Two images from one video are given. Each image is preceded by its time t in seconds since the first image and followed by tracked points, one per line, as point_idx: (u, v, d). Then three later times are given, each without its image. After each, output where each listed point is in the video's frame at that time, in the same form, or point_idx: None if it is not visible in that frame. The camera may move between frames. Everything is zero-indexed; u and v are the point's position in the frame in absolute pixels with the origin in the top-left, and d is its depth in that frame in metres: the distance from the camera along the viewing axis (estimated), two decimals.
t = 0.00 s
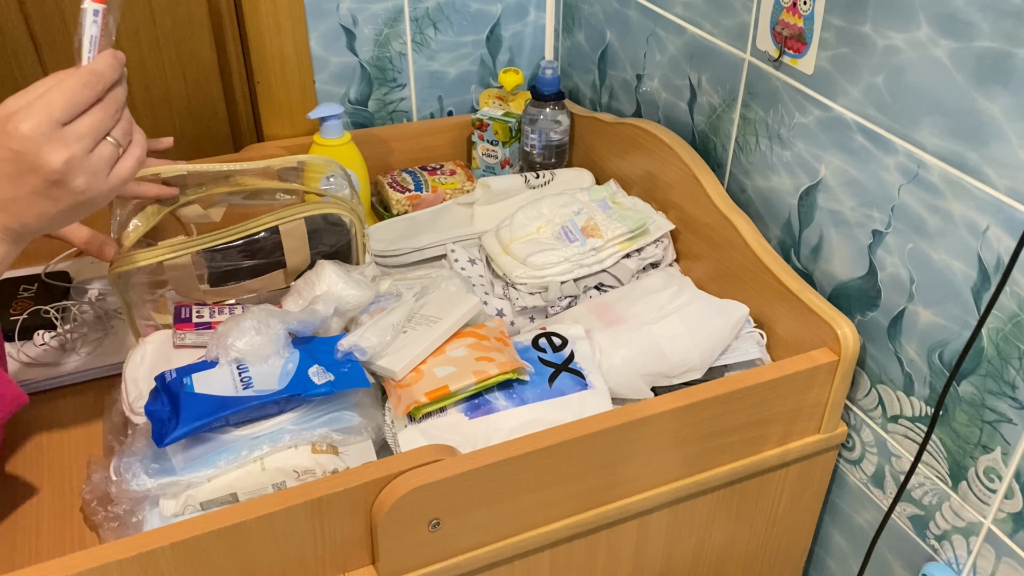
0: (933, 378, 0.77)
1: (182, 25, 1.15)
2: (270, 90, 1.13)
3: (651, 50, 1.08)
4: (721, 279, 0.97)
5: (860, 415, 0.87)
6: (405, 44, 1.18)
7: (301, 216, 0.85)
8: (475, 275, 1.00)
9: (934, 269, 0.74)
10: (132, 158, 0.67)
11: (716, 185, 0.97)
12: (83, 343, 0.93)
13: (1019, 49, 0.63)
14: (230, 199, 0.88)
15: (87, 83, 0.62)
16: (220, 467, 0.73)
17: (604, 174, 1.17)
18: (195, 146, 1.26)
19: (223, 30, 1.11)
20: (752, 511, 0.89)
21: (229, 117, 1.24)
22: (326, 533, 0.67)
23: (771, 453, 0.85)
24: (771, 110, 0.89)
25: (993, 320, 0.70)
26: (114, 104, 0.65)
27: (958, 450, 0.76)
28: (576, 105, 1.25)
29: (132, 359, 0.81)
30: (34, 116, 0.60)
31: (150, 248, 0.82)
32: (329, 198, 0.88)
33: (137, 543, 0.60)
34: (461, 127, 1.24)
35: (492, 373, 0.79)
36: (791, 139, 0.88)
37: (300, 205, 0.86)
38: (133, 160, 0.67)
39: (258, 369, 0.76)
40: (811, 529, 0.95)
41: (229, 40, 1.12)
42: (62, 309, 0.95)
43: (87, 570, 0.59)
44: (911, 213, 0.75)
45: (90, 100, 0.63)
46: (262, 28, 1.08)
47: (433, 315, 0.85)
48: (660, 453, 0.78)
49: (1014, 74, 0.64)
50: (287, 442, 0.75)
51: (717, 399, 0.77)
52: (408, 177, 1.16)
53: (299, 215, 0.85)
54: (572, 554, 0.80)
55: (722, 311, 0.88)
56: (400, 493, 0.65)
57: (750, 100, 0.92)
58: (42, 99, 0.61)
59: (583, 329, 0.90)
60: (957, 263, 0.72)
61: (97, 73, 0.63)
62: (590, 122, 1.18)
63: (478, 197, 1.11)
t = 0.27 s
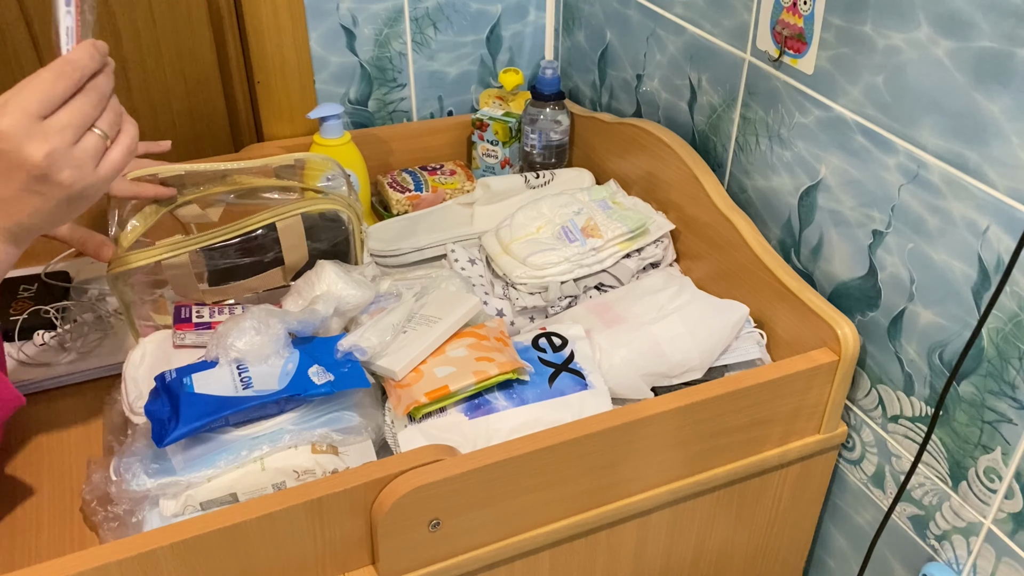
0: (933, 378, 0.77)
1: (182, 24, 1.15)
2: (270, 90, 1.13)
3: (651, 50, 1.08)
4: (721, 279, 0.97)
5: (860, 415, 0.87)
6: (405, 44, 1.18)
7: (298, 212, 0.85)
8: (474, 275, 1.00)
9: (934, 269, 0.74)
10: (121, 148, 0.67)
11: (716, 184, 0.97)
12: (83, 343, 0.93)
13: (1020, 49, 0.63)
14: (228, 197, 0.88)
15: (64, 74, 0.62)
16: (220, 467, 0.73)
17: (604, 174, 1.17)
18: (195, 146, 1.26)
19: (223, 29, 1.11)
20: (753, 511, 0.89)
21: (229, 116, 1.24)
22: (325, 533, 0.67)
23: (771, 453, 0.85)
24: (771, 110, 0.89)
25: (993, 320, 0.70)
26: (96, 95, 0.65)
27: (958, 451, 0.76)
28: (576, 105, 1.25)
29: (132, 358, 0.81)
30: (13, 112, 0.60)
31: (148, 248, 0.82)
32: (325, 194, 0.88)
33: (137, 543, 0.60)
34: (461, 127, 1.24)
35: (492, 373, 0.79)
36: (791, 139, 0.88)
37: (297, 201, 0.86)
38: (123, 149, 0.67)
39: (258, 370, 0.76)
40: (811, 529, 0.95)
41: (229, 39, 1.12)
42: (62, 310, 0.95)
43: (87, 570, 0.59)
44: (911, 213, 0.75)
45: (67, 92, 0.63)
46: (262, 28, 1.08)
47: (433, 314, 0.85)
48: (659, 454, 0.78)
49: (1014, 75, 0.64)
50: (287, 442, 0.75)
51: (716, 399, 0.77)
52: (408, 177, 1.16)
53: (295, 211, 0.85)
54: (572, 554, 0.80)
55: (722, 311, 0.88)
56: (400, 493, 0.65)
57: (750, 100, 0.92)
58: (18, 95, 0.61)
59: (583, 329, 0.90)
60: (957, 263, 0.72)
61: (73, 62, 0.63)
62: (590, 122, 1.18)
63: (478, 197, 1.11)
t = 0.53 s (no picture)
0: (933, 378, 0.77)
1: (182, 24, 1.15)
2: (270, 90, 1.13)
3: (651, 50, 1.08)
4: (720, 279, 0.97)
5: (860, 415, 0.87)
6: (405, 44, 1.18)
7: (290, 202, 0.84)
8: (474, 275, 1.00)
9: (934, 269, 0.74)
10: (165, 203, 0.66)
11: (716, 184, 0.97)
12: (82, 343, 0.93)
13: (1020, 49, 0.63)
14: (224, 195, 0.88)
15: (133, 126, 0.62)
16: (220, 467, 0.73)
17: (604, 174, 1.17)
18: (195, 146, 1.26)
19: (224, 29, 1.11)
20: (753, 511, 0.89)
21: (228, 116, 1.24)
22: (326, 533, 0.67)
23: (772, 453, 0.85)
24: (771, 110, 0.89)
25: (993, 320, 0.70)
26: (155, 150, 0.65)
27: (958, 451, 0.76)
28: (576, 105, 1.25)
29: (132, 359, 0.81)
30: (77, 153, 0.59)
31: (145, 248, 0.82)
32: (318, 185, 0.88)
33: (137, 543, 0.60)
34: (461, 127, 1.24)
35: (492, 373, 0.79)
36: (791, 139, 0.88)
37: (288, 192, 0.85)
38: (166, 204, 0.66)
39: (258, 369, 0.76)
40: (811, 529, 0.95)
41: (229, 39, 1.11)
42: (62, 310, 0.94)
43: (87, 571, 0.59)
44: (911, 213, 0.75)
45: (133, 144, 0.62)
46: (261, 28, 1.08)
47: (433, 314, 0.85)
48: (660, 454, 0.78)
49: (1013, 74, 0.64)
50: (287, 442, 0.75)
51: (717, 399, 0.77)
52: (408, 178, 1.16)
53: (287, 202, 0.84)
54: (572, 555, 0.80)
55: (722, 311, 0.88)
56: (401, 494, 0.65)
57: (751, 100, 0.92)
58: (86, 138, 0.60)
59: (583, 329, 0.90)
60: (957, 263, 0.72)
61: (143, 116, 0.63)
62: (590, 122, 1.18)
63: (478, 197, 1.11)
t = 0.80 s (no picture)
0: (933, 378, 0.77)
1: (182, 23, 1.15)
2: (270, 90, 1.13)
3: (651, 50, 1.08)
4: (720, 279, 0.97)
5: (860, 415, 0.87)
6: (405, 44, 1.18)
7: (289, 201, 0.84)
8: (474, 275, 1.00)
9: (934, 268, 0.74)
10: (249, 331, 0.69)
11: (716, 184, 0.97)
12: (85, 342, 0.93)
13: (1020, 49, 0.63)
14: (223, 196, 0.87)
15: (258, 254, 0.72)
16: (220, 467, 0.73)
17: (604, 174, 1.17)
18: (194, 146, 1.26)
19: (223, 27, 1.12)
20: (753, 511, 0.89)
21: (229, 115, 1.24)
22: (326, 533, 0.67)
23: (772, 453, 0.85)
24: (771, 110, 0.89)
25: (992, 320, 0.70)
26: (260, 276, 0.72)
27: (958, 450, 0.76)
28: (576, 104, 1.25)
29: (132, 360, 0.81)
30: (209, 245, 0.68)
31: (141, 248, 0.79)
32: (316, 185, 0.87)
33: (138, 543, 0.60)
34: (461, 127, 1.24)
35: (492, 373, 0.79)
36: (791, 139, 0.88)
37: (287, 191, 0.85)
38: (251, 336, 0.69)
39: (258, 369, 0.75)
40: (811, 529, 0.95)
41: (229, 38, 1.12)
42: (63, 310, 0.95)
43: (87, 570, 0.59)
44: (911, 213, 0.75)
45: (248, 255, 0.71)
46: (262, 29, 1.08)
47: (434, 314, 0.85)
48: (660, 454, 0.78)
49: (1013, 74, 0.64)
50: (287, 442, 0.75)
51: (717, 399, 0.77)
52: (409, 178, 1.16)
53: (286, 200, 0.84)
54: (572, 554, 0.80)
55: (721, 311, 0.88)
56: (401, 494, 0.65)
57: (750, 100, 0.92)
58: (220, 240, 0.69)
59: (583, 329, 0.90)
60: (957, 263, 0.72)
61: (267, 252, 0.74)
62: (590, 122, 1.18)
63: (479, 197, 1.11)
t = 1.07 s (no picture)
0: (933, 378, 0.77)
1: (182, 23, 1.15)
2: (271, 90, 1.13)
3: (651, 50, 1.08)
4: (720, 279, 0.97)
5: (860, 415, 0.87)
6: (405, 44, 1.18)
7: (288, 199, 0.83)
8: (474, 275, 1.00)
9: (934, 268, 0.74)
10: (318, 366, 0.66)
11: (716, 184, 0.97)
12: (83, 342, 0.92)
13: (1020, 49, 0.63)
14: (223, 196, 0.87)
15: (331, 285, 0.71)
16: (220, 467, 0.72)
17: (604, 174, 1.17)
18: (195, 147, 1.26)
19: (223, 27, 1.12)
20: (753, 511, 0.89)
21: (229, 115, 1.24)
22: (326, 533, 0.67)
23: (772, 453, 0.85)
24: (771, 110, 0.89)
25: (993, 320, 0.70)
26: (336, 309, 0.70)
27: (958, 451, 0.76)
28: (576, 104, 1.25)
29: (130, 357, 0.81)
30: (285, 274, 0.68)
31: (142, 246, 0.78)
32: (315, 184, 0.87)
33: (138, 543, 0.60)
34: (461, 127, 1.24)
35: (493, 373, 0.79)
36: (791, 139, 0.88)
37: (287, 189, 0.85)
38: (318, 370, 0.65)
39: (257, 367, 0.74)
40: (811, 529, 0.95)
41: (228, 38, 1.12)
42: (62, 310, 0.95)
43: (86, 570, 0.59)
44: (911, 213, 0.75)
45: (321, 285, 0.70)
46: (262, 29, 1.08)
47: (434, 315, 0.85)
48: (660, 454, 0.78)
49: (1013, 74, 0.64)
50: (287, 442, 0.75)
51: (718, 400, 0.77)
52: (409, 178, 1.16)
53: (286, 200, 0.83)
54: (571, 554, 0.80)
55: (721, 310, 0.88)
56: (401, 493, 0.65)
57: (750, 100, 0.92)
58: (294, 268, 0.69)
59: (583, 329, 0.90)
60: (957, 263, 0.72)
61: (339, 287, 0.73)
62: (590, 122, 1.18)
63: (479, 197, 1.11)
